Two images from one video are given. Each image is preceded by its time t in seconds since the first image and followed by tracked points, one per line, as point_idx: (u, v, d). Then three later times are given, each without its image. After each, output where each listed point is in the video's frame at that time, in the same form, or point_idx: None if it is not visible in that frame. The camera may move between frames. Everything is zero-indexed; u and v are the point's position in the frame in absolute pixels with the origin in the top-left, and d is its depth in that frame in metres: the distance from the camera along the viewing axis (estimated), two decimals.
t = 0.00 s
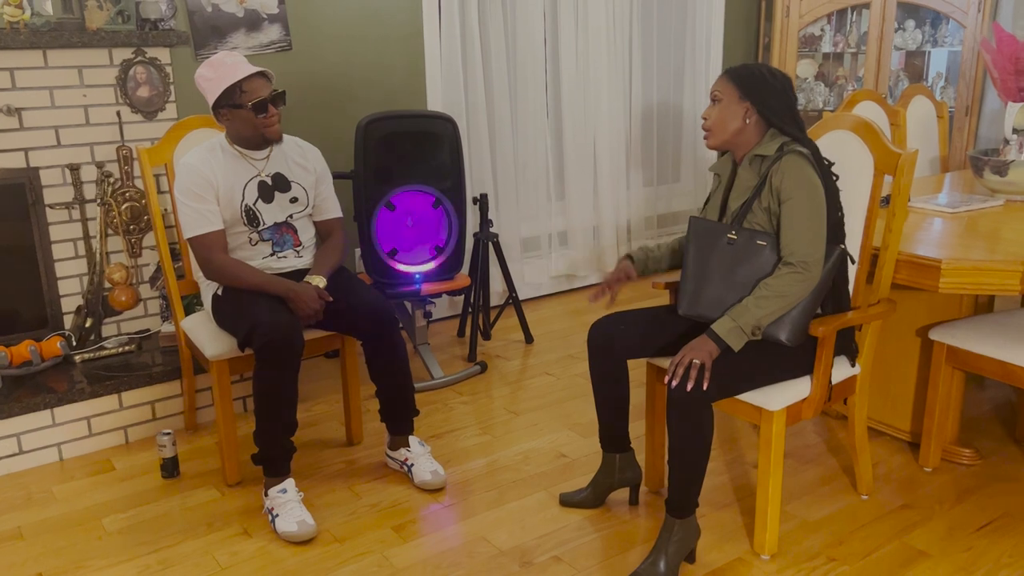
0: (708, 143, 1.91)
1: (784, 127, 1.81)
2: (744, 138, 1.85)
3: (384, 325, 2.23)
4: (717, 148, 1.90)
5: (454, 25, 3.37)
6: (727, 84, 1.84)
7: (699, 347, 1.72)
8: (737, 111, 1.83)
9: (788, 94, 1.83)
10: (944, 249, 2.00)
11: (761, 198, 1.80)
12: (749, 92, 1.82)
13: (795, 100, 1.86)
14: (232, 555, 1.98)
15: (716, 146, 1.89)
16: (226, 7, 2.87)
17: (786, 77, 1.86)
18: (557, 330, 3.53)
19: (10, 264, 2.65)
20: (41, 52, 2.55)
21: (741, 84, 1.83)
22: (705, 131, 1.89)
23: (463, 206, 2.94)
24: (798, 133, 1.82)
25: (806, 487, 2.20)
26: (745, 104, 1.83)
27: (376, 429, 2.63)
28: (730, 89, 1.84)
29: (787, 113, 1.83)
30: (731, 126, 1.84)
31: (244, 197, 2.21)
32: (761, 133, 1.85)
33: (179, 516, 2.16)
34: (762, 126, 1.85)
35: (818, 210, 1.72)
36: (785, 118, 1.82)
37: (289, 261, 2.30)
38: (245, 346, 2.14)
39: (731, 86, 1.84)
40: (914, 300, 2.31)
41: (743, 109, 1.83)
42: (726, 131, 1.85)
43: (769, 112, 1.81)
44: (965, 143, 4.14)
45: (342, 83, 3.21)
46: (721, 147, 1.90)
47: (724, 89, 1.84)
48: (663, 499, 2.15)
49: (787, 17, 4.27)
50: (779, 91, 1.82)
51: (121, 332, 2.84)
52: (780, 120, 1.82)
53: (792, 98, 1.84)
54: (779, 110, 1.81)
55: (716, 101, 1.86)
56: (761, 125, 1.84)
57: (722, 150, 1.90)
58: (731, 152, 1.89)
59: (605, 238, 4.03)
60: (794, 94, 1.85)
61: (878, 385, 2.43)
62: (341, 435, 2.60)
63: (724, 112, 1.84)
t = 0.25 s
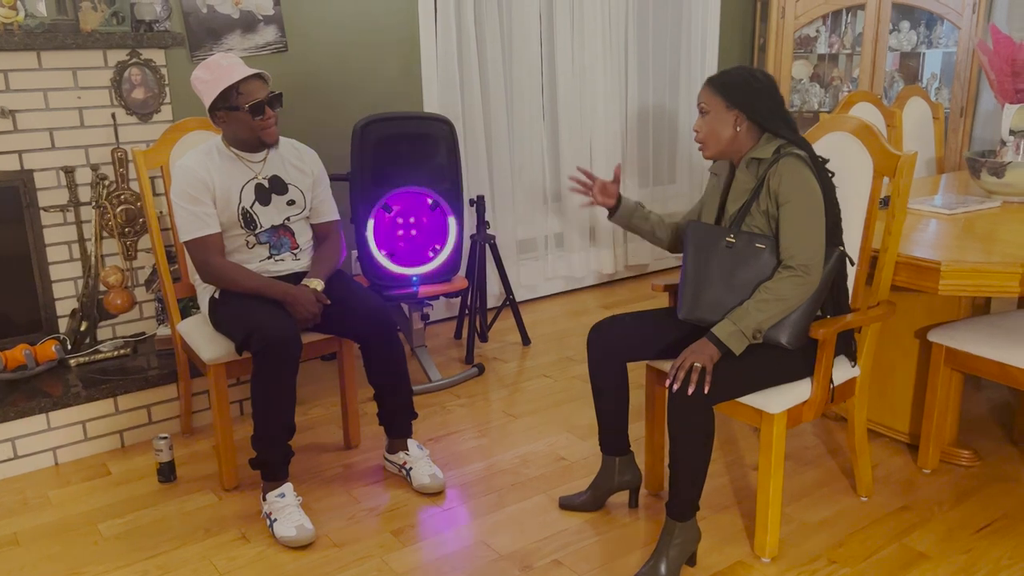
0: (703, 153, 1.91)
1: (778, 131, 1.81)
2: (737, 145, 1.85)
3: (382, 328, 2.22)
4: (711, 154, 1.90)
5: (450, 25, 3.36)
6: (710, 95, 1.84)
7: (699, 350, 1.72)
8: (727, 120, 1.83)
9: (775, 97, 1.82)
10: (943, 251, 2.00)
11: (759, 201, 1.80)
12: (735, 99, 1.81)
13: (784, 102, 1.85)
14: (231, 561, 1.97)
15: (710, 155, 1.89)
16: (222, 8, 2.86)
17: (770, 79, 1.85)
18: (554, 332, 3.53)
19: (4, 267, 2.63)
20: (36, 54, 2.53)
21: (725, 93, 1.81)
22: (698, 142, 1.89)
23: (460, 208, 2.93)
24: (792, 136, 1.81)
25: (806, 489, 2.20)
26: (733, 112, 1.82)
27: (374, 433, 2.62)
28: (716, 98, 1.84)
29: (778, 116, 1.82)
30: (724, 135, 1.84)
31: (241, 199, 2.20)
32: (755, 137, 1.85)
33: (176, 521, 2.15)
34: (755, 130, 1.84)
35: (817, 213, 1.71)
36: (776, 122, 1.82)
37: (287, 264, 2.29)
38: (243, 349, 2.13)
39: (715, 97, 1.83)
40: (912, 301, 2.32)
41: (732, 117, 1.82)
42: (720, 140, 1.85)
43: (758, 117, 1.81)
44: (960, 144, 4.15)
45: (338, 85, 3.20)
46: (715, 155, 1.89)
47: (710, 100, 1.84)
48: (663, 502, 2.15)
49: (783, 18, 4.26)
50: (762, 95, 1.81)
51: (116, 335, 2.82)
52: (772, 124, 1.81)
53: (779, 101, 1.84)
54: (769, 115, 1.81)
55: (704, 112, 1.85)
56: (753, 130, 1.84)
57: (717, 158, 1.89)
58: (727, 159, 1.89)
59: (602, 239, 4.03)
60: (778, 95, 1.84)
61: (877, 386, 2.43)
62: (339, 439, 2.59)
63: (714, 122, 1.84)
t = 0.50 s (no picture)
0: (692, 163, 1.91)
1: (765, 134, 1.81)
2: (725, 151, 1.85)
3: (380, 329, 2.22)
4: (700, 162, 1.89)
5: (446, 26, 3.36)
6: (692, 106, 1.84)
7: (698, 351, 1.71)
8: (711, 128, 1.83)
9: (754, 101, 1.83)
10: (940, 251, 2.01)
11: (753, 204, 1.79)
12: (716, 107, 1.81)
13: (766, 105, 1.86)
14: (228, 563, 1.96)
15: (700, 164, 1.89)
16: (217, 8, 2.85)
17: (746, 82, 1.85)
18: (550, 333, 3.52)
19: None
20: (30, 54, 2.52)
21: (706, 102, 1.82)
22: (686, 154, 1.89)
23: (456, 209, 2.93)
24: (779, 137, 1.81)
25: (804, 489, 2.20)
26: (717, 120, 1.82)
27: (371, 434, 2.61)
28: (697, 109, 1.84)
29: (762, 119, 1.82)
30: (710, 142, 1.84)
31: (237, 201, 2.19)
32: (741, 141, 1.85)
33: (173, 523, 2.14)
34: (741, 135, 1.84)
35: (811, 213, 1.71)
36: (761, 124, 1.82)
37: (283, 265, 2.28)
38: (240, 351, 2.12)
39: (696, 108, 1.83)
40: (909, 302, 2.32)
41: (716, 125, 1.83)
42: (706, 148, 1.86)
43: (740, 122, 1.81)
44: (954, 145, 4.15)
45: (334, 85, 3.19)
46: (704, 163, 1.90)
47: (692, 112, 1.84)
48: (662, 503, 2.15)
49: (778, 20, 4.22)
50: (738, 101, 1.81)
51: (111, 336, 2.80)
52: (757, 127, 1.81)
53: (761, 105, 1.84)
54: (753, 118, 1.81)
55: (687, 123, 1.86)
56: (737, 134, 1.84)
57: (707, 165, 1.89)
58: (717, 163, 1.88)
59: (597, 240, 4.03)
60: (758, 98, 1.85)
61: (874, 387, 2.43)
62: (336, 440, 2.58)
63: (699, 132, 1.85)
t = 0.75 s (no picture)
0: (684, 158, 1.91)
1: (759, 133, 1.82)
2: (718, 148, 1.86)
3: (375, 329, 2.21)
4: (693, 159, 1.90)
5: (440, 25, 3.35)
6: (688, 101, 1.85)
7: (695, 350, 1.71)
8: (706, 125, 1.84)
9: (751, 99, 1.84)
10: (934, 250, 2.01)
11: (746, 203, 1.80)
12: (712, 103, 1.82)
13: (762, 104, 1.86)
14: (224, 564, 1.96)
15: (692, 160, 1.90)
16: (211, 7, 2.84)
17: (744, 80, 1.86)
18: (545, 332, 3.52)
19: None
20: (23, 53, 2.50)
21: (703, 98, 1.82)
22: (679, 148, 1.90)
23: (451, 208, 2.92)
24: (773, 136, 1.82)
25: (799, 487, 2.21)
26: (712, 117, 1.83)
27: (366, 434, 2.61)
28: (694, 105, 1.84)
29: (757, 118, 1.83)
30: (703, 139, 1.85)
31: (233, 200, 2.18)
32: (735, 139, 1.85)
33: (168, 524, 2.13)
34: (735, 134, 1.85)
35: (805, 212, 1.72)
36: (756, 123, 1.82)
37: (279, 265, 2.27)
38: (235, 351, 2.12)
39: (693, 103, 1.84)
40: (904, 301, 2.33)
41: (711, 122, 1.83)
42: (699, 145, 1.86)
43: (734, 120, 1.82)
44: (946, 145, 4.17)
45: (328, 85, 3.19)
46: (697, 159, 1.90)
47: (688, 106, 1.84)
48: (658, 502, 2.15)
49: (772, 20, 4.18)
50: (734, 99, 1.82)
51: (105, 337, 2.79)
52: (752, 126, 1.82)
53: (757, 103, 1.85)
54: (748, 117, 1.82)
55: (682, 118, 1.86)
56: (732, 133, 1.84)
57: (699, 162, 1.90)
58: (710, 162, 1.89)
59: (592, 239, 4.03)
60: (755, 96, 1.85)
61: (869, 385, 2.44)
62: (331, 441, 2.57)
63: (693, 128, 1.85)
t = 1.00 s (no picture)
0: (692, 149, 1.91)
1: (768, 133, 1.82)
2: (727, 144, 1.85)
3: (371, 329, 2.21)
4: (700, 154, 1.90)
5: (435, 26, 3.35)
6: (705, 93, 1.84)
7: (691, 350, 1.72)
8: (717, 119, 1.83)
9: (768, 98, 1.84)
10: (928, 251, 2.02)
11: (748, 203, 1.80)
12: (728, 98, 1.82)
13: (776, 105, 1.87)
14: (219, 565, 1.95)
15: (700, 152, 1.89)
16: (206, 7, 2.83)
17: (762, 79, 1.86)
18: (540, 333, 3.52)
19: None
20: (17, 53, 2.49)
21: (719, 92, 1.82)
22: (689, 137, 1.89)
23: (447, 209, 2.92)
24: (781, 137, 1.82)
25: (795, 488, 2.21)
26: (724, 111, 1.83)
27: (362, 435, 2.60)
28: (709, 97, 1.84)
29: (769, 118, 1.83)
30: (713, 132, 1.84)
31: (228, 200, 2.17)
32: (744, 138, 1.86)
33: (163, 526, 2.12)
34: (745, 132, 1.85)
35: (805, 214, 1.72)
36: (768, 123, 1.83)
37: (274, 265, 2.27)
38: (231, 352, 2.11)
39: (709, 95, 1.84)
40: (899, 301, 2.34)
41: (723, 116, 1.83)
42: (708, 138, 1.86)
43: (747, 117, 1.82)
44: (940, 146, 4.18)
45: (323, 85, 3.18)
46: (705, 152, 1.90)
47: (703, 97, 1.84)
48: (654, 503, 2.15)
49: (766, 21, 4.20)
50: (753, 95, 1.82)
51: (99, 338, 2.78)
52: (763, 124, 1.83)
53: (771, 103, 1.85)
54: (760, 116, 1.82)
55: (695, 108, 1.86)
56: (742, 131, 1.85)
57: (707, 155, 1.90)
58: (717, 157, 1.89)
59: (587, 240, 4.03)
60: (771, 95, 1.85)
61: (864, 386, 2.45)
62: (327, 442, 2.57)
63: (704, 120, 1.84)
